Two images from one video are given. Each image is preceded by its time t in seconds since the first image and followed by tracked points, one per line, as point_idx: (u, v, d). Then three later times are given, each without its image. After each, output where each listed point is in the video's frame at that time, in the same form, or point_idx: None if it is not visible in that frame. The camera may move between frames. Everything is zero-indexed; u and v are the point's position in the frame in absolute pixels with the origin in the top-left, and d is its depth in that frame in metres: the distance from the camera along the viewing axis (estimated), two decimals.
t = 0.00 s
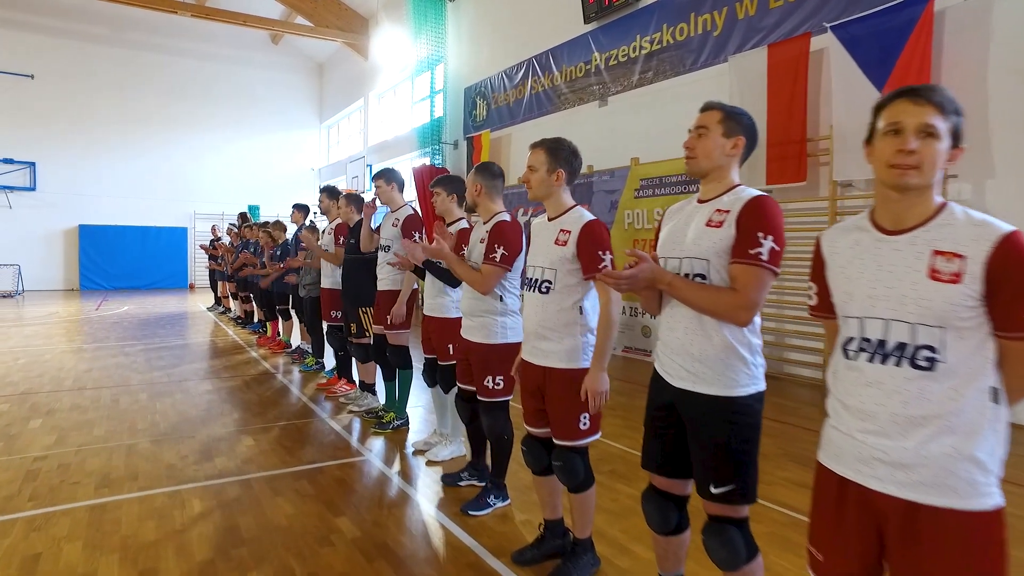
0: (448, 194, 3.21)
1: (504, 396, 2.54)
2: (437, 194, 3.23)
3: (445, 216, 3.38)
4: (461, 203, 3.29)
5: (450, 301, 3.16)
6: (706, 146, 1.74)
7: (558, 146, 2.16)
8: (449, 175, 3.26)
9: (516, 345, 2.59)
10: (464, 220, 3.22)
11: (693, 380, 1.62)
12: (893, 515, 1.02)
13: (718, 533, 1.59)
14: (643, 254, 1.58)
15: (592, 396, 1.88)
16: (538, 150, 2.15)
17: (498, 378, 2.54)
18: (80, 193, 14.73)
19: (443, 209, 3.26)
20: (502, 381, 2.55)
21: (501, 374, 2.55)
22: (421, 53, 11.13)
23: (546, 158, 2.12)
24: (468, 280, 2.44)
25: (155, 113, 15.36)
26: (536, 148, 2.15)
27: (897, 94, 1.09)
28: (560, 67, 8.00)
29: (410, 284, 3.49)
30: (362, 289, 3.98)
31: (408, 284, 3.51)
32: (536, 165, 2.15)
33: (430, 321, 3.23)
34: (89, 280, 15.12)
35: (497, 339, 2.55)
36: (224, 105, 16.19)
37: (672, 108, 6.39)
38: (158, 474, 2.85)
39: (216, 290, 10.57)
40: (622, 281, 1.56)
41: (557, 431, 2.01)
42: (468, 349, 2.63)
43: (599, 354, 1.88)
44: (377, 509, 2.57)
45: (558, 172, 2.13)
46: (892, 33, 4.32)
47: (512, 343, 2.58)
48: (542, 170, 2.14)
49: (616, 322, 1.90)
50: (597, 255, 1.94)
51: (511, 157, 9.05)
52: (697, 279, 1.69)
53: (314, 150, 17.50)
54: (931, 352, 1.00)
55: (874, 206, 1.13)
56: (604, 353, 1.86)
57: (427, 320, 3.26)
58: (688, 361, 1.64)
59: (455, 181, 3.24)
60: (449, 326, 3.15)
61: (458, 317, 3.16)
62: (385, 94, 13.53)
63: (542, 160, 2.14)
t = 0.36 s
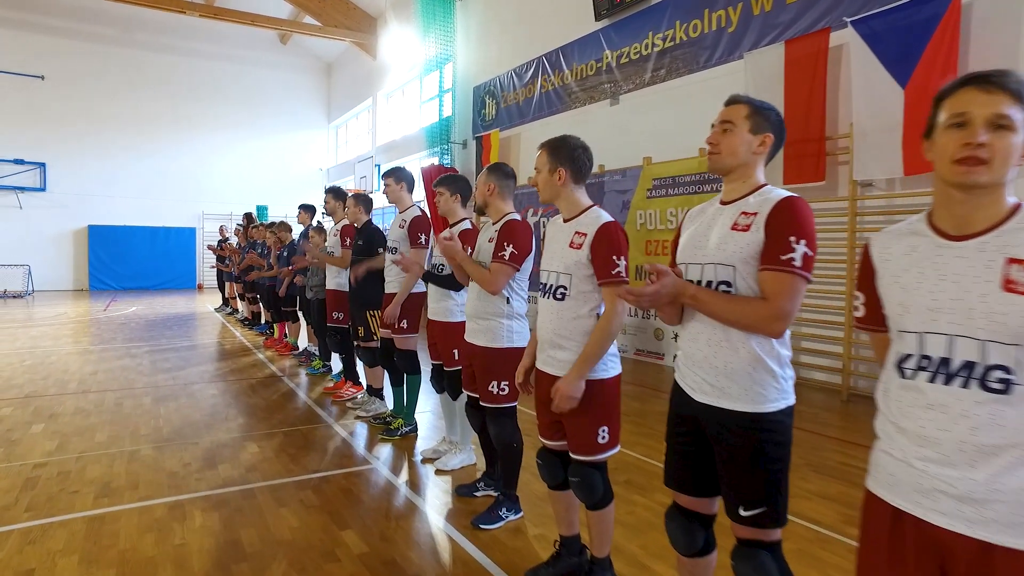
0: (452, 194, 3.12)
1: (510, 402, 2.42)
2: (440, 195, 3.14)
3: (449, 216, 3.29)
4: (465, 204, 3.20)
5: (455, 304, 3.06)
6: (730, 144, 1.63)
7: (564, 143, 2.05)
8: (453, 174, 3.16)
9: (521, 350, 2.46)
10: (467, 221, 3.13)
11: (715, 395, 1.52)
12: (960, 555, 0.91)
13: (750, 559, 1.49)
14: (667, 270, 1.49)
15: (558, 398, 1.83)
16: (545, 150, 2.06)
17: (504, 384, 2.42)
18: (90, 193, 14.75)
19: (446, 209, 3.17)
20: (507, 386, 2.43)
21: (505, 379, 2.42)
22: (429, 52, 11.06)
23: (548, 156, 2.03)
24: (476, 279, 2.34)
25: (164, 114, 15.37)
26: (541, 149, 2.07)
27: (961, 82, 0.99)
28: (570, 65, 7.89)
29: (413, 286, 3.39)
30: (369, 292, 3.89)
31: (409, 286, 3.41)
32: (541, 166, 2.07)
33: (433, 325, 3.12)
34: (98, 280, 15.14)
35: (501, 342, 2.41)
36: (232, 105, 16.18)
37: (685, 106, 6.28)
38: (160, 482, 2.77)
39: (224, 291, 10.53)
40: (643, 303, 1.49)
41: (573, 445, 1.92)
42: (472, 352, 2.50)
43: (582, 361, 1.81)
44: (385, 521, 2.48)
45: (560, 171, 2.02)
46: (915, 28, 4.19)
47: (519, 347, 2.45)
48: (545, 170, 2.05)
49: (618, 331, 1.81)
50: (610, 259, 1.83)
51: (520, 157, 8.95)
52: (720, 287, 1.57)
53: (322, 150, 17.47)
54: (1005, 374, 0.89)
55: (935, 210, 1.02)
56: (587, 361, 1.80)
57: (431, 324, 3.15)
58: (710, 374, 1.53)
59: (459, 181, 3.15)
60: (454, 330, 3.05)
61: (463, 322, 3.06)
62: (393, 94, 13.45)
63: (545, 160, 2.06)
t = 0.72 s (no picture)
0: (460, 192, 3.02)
1: (523, 404, 2.30)
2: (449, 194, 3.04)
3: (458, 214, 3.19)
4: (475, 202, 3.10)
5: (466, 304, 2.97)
6: (761, 134, 1.45)
7: (584, 136, 1.94)
8: (460, 171, 3.07)
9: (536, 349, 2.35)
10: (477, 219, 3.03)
11: (752, 405, 1.36)
12: None
13: None
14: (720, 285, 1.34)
15: (593, 413, 1.68)
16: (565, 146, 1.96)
17: (518, 384, 2.30)
18: (100, 193, 14.77)
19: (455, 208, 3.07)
20: (522, 386, 2.32)
21: (522, 379, 2.32)
22: (439, 51, 10.99)
23: (566, 150, 1.94)
24: (488, 278, 2.24)
25: (174, 113, 15.37)
26: (559, 144, 1.98)
27: None
28: (582, 62, 7.78)
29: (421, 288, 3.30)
30: (380, 292, 3.80)
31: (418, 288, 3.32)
32: (561, 162, 1.98)
33: (443, 328, 3.03)
34: (108, 280, 15.16)
35: (512, 342, 2.30)
36: (242, 105, 16.17)
37: (700, 102, 6.15)
38: (165, 489, 2.69)
39: (233, 291, 10.48)
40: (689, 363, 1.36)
41: (595, 456, 1.81)
42: (485, 355, 2.39)
43: (610, 370, 1.68)
44: (398, 531, 2.39)
45: (578, 165, 1.92)
46: (943, 19, 4.06)
47: (532, 348, 2.34)
48: (565, 166, 1.96)
49: (642, 336, 1.69)
50: (632, 255, 1.72)
51: (531, 156, 8.84)
52: (755, 292, 1.39)
53: (331, 150, 17.43)
54: None
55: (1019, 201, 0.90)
56: (617, 369, 1.67)
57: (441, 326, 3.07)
58: (746, 384, 1.37)
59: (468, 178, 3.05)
60: (464, 332, 2.96)
61: (474, 323, 2.96)
62: (402, 93, 13.39)
63: (564, 156, 1.96)
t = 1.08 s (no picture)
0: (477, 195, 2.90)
1: (547, 408, 2.16)
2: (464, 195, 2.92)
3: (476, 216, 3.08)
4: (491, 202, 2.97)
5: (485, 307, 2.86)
6: (822, 130, 1.24)
7: (622, 130, 1.80)
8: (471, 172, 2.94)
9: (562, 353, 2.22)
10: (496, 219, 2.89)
11: (811, 424, 1.12)
12: None
13: None
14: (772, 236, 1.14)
15: (629, 425, 1.58)
16: (603, 138, 1.80)
17: (546, 387, 2.16)
18: (110, 193, 14.77)
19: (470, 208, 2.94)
20: (548, 390, 2.18)
21: (548, 382, 2.17)
22: (449, 49, 10.90)
23: (608, 145, 1.78)
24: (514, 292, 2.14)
25: (183, 114, 15.35)
26: (595, 137, 1.81)
27: None
28: (596, 59, 7.66)
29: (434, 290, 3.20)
30: (395, 294, 3.71)
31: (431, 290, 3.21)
32: (599, 156, 1.81)
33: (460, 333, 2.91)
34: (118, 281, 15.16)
35: (539, 344, 2.17)
36: (251, 105, 16.15)
37: (718, 99, 6.01)
38: (175, 499, 2.59)
39: (242, 292, 10.42)
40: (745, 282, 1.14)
41: (627, 473, 1.67)
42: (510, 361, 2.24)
43: (648, 380, 1.55)
44: (417, 546, 2.27)
45: (623, 160, 1.77)
46: (977, 11, 3.91)
47: (559, 351, 2.21)
48: (604, 161, 1.79)
49: (680, 342, 1.54)
50: (670, 256, 1.56)
51: (544, 155, 8.71)
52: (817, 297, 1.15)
53: (341, 150, 17.38)
54: None
55: None
56: (656, 378, 1.54)
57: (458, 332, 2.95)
58: (803, 396, 1.12)
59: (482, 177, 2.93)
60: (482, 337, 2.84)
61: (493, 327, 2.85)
62: (412, 92, 13.30)
63: (604, 150, 1.79)
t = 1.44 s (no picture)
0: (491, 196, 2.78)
1: (572, 415, 2.07)
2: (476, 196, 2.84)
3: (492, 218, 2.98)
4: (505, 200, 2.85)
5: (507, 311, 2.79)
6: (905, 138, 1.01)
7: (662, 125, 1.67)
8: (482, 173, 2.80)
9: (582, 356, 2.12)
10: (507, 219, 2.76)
11: (882, 442, 0.99)
12: None
13: None
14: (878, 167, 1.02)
15: (658, 424, 1.45)
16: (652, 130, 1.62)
17: (569, 393, 2.07)
18: (117, 193, 14.76)
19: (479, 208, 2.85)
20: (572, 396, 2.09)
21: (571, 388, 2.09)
22: (458, 48, 10.83)
23: (664, 140, 1.62)
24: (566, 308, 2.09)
25: (191, 114, 15.33)
26: (643, 128, 1.62)
27: None
28: (607, 57, 7.56)
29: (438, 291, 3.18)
30: (405, 293, 3.66)
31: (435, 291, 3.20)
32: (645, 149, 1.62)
33: (476, 336, 2.85)
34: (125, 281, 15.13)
35: (563, 347, 2.07)
36: (259, 105, 16.12)
37: (733, 97, 5.90)
38: (182, 508, 2.50)
39: (249, 293, 10.36)
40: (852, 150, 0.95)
41: (657, 482, 1.54)
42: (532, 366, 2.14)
43: (681, 379, 1.44)
44: (434, 559, 2.17)
45: (672, 159, 1.66)
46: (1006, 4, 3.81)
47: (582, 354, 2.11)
48: (656, 156, 1.62)
49: (718, 342, 1.45)
50: (709, 254, 1.48)
51: (554, 154, 8.62)
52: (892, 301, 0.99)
53: (348, 150, 17.33)
54: None
55: None
56: (689, 377, 1.43)
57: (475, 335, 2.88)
58: (871, 411, 1.01)
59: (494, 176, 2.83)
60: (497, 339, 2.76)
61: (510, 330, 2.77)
62: (420, 92, 13.23)
63: (655, 143, 1.62)
